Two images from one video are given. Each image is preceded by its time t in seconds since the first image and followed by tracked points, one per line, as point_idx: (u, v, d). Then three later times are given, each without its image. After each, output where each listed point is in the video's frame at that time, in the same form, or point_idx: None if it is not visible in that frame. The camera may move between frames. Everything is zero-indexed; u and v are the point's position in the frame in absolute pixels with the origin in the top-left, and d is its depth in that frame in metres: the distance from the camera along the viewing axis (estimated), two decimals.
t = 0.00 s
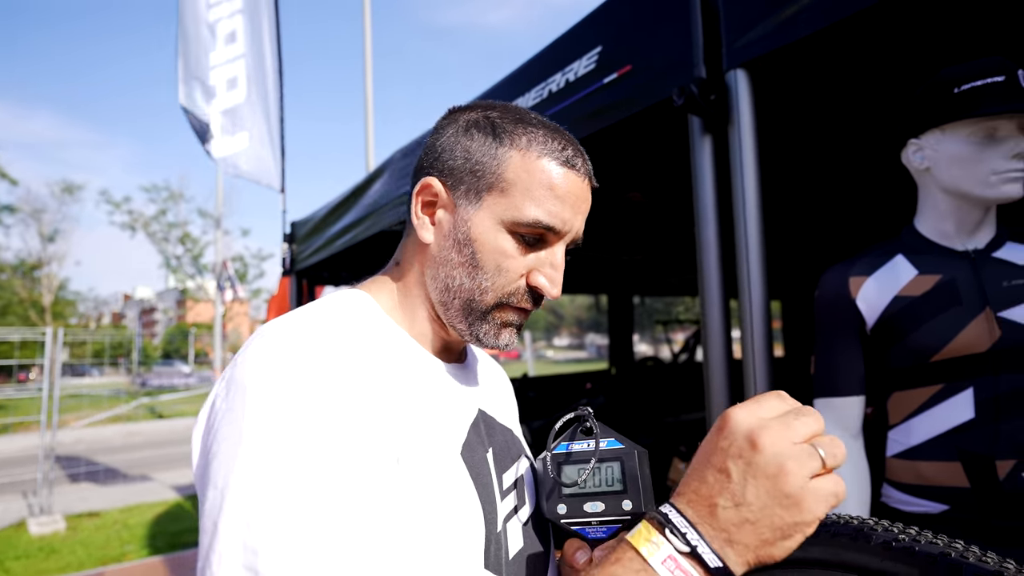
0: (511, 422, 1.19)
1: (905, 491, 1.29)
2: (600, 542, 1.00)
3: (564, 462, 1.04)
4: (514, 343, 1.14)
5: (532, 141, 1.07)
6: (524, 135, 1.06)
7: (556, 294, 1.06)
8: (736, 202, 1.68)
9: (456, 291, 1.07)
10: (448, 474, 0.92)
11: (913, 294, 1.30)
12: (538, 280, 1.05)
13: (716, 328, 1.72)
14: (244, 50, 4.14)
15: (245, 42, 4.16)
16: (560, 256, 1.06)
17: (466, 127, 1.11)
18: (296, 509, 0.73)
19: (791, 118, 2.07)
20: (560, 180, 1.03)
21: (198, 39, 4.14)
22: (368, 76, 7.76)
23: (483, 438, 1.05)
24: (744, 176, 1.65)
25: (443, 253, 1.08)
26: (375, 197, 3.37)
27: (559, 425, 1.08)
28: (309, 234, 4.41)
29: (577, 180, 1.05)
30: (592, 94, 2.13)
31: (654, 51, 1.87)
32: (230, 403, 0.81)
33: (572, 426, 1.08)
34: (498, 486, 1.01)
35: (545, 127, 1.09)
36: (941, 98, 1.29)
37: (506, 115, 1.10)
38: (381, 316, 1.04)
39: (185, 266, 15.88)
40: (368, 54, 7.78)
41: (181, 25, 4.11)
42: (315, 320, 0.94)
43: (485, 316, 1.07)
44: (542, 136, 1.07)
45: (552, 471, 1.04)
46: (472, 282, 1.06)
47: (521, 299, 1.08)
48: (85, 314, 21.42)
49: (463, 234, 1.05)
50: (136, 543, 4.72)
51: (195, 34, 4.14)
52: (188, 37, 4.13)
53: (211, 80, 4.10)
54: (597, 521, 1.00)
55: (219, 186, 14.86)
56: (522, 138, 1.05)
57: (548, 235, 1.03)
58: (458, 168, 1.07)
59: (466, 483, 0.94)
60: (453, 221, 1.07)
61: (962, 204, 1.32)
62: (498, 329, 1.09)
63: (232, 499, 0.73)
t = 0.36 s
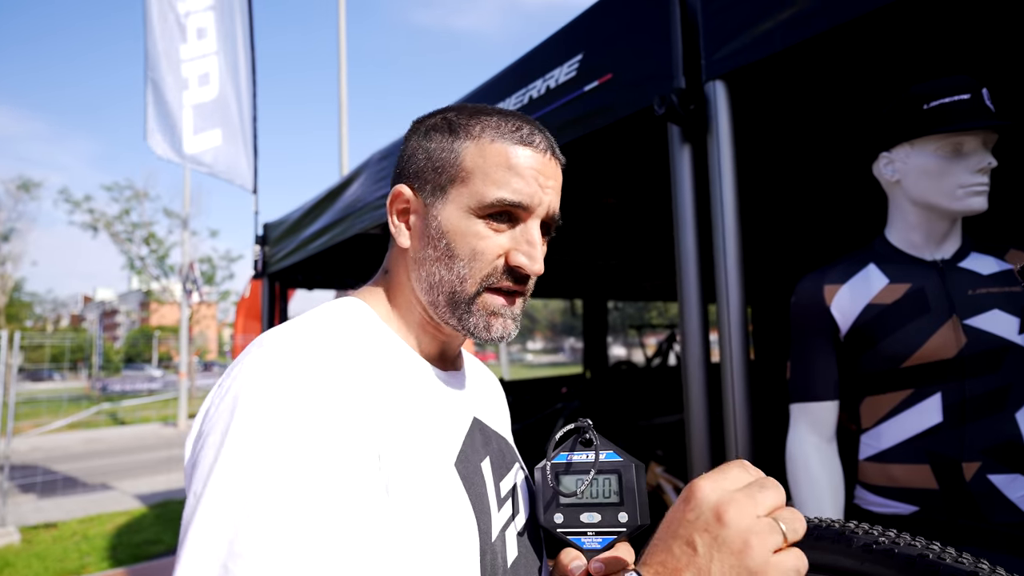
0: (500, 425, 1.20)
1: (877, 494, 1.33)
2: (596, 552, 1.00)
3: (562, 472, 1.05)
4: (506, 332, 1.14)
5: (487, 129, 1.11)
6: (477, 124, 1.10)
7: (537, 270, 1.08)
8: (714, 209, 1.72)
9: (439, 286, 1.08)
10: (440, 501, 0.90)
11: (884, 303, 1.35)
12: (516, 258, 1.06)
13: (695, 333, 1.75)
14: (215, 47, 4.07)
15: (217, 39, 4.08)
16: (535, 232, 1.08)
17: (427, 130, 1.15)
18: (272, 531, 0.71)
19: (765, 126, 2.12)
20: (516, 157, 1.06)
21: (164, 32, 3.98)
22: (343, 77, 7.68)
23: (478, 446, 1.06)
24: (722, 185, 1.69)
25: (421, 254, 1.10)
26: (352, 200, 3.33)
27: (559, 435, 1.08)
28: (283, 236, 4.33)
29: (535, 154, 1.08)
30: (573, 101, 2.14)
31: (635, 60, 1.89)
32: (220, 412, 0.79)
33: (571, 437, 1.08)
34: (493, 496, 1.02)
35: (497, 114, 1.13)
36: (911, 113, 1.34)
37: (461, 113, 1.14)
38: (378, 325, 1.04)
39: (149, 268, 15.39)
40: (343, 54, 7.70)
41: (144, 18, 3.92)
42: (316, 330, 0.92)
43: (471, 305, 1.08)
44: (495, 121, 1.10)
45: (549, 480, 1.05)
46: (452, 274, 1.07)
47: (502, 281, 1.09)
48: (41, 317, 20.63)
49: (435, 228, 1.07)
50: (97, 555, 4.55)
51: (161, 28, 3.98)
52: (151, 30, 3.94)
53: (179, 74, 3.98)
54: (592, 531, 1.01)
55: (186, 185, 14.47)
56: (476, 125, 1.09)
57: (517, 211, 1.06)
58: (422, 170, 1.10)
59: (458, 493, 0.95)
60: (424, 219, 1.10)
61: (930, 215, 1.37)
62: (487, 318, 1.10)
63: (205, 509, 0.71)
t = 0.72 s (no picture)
0: (502, 424, 1.21)
1: (866, 495, 1.36)
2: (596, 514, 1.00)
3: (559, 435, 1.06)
4: (455, 317, 1.12)
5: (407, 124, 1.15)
6: (397, 122, 1.15)
7: (463, 246, 1.07)
8: (705, 215, 1.74)
9: (381, 282, 1.10)
10: (406, 515, 0.92)
11: (873, 308, 1.38)
12: (443, 240, 1.08)
13: (687, 336, 1.77)
14: (206, 48, 4.04)
15: (207, 40, 4.04)
16: (458, 211, 1.08)
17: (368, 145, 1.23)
18: (216, 534, 0.74)
19: (753, 133, 2.16)
20: (427, 140, 1.08)
21: (157, 33, 3.99)
22: (332, 80, 7.63)
23: (466, 442, 1.08)
24: (714, 192, 1.71)
25: (367, 257, 1.15)
26: (342, 204, 3.31)
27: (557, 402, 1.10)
28: (271, 241, 4.29)
29: (448, 134, 1.10)
30: (566, 109, 2.16)
31: (627, 69, 1.92)
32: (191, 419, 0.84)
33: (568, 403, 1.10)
34: (481, 491, 1.04)
35: (417, 108, 1.17)
36: (897, 124, 1.38)
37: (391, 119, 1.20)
38: (353, 332, 1.09)
39: (132, 272, 15.13)
40: (332, 58, 7.66)
41: (140, 20, 3.97)
42: (288, 344, 0.97)
43: (411, 294, 1.08)
44: (413, 115, 1.15)
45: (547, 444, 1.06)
46: (389, 267, 1.10)
47: (438, 265, 1.09)
48: (20, 322, 20.21)
49: (371, 228, 1.13)
50: (79, 565, 4.47)
51: (154, 29, 4.00)
52: (146, 30, 3.97)
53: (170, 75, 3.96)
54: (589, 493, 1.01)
55: (170, 188, 14.26)
56: (394, 123, 1.15)
57: (435, 193, 1.08)
58: (360, 180, 1.18)
59: (429, 490, 0.97)
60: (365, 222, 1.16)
61: (916, 223, 1.41)
62: (430, 304, 1.08)
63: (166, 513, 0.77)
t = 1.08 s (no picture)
0: (504, 425, 1.22)
1: (860, 494, 1.38)
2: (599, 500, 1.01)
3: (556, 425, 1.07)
4: (457, 326, 1.13)
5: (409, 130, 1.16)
6: (399, 128, 1.15)
7: (466, 257, 1.09)
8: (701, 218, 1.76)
9: (383, 289, 1.12)
10: (399, 528, 0.92)
11: (865, 310, 1.40)
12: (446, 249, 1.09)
13: (683, 338, 1.79)
14: (198, 48, 4.03)
15: (199, 40, 4.04)
16: (460, 221, 1.09)
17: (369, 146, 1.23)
18: (197, 542, 0.76)
19: (746, 136, 2.19)
20: (429, 149, 1.09)
21: (151, 33, 3.99)
22: (324, 83, 7.63)
23: (465, 444, 1.09)
24: (709, 194, 1.74)
25: (368, 263, 1.16)
26: (337, 206, 3.31)
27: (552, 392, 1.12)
28: (265, 243, 4.28)
29: (450, 143, 1.10)
30: (561, 113, 2.18)
31: (621, 74, 1.94)
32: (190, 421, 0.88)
33: (561, 393, 1.12)
34: (479, 493, 1.05)
35: (420, 114, 1.17)
36: (888, 129, 1.40)
37: (394, 120, 1.20)
38: (354, 338, 1.10)
39: (121, 275, 14.99)
40: (324, 60, 7.65)
41: (133, 21, 3.96)
42: (290, 349, 1.00)
43: (413, 303, 1.09)
44: (415, 121, 1.15)
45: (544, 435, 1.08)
46: (391, 275, 1.11)
47: (441, 274, 1.11)
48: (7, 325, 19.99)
49: (373, 235, 1.14)
50: (70, 570, 4.43)
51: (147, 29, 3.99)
52: (138, 30, 3.96)
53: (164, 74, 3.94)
54: (591, 480, 1.01)
55: (161, 191, 14.15)
56: (396, 129, 1.15)
57: (439, 203, 1.09)
58: (362, 184, 1.19)
59: (423, 496, 0.97)
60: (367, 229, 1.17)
61: (907, 226, 1.43)
62: (432, 313, 1.10)
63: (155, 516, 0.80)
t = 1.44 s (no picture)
0: (507, 433, 1.20)
1: (857, 494, 1.39)
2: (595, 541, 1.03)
3: (555, 461, 1.08)
4: (448, 334, 1.13)
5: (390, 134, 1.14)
6: (380, 132, 1.13)
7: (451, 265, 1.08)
8: (698, 221, 1.77)
9: (372, 300, 1.12)
10: (385, 548, 0.92)
11: (862, 311, 1.41)
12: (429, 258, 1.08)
13: (680, 339, 1.79)
14: (193, 48, 4.01)
15: (194, 40, 4.02)
16: (444, 228, 1.08)
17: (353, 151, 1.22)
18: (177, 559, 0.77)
19: (742, 139, 2.20)
20: (408, 155, 1.07)
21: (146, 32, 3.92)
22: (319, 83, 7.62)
23: (461, 453, 1.08)
24: (706, 196, 1.74)
25: (356, 272, 1.16)
26: (333, 208, 3.29)
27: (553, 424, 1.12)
28: (260, 245, 4.26)
29: (431, 148, 1.08)
30: (559, 115, 2.18)
31: (619, 75, 1.94)
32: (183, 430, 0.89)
33: (564, 424, 1.12)
34: (476, 504, 1.05)
35: (401, 115, 1.15)
36: (884, 131, 1.41)
37: (375, 123, 1.18)
38: (343, 353, 1.08)
39: (115, 277, 14.88)
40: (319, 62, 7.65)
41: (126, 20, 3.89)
42: (284, 360, 1.00)
43: (400, 313, 1.09)
44: (396, 124, 1.13)
45: (544, 471, 1.09)
46: (377, 286, 1.10)
47: (427, 283, 1.10)
48: None
49: (360, 246, 1.14)
50: None
51: (140, 28, 3.91)
52: (133, 29, 3.89)
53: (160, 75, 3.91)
54: (587, 520, 1.03)
55: (156, 192, 14.05)
56: (376, 134, 1.13)
57: (421, 211, 1.08)
58: (346, 192, 1.18)
59: (411, 509, 0.97)
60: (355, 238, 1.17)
61: (903, 228, 1.44)
62: (421, 324, 1.10)
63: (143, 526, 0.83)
